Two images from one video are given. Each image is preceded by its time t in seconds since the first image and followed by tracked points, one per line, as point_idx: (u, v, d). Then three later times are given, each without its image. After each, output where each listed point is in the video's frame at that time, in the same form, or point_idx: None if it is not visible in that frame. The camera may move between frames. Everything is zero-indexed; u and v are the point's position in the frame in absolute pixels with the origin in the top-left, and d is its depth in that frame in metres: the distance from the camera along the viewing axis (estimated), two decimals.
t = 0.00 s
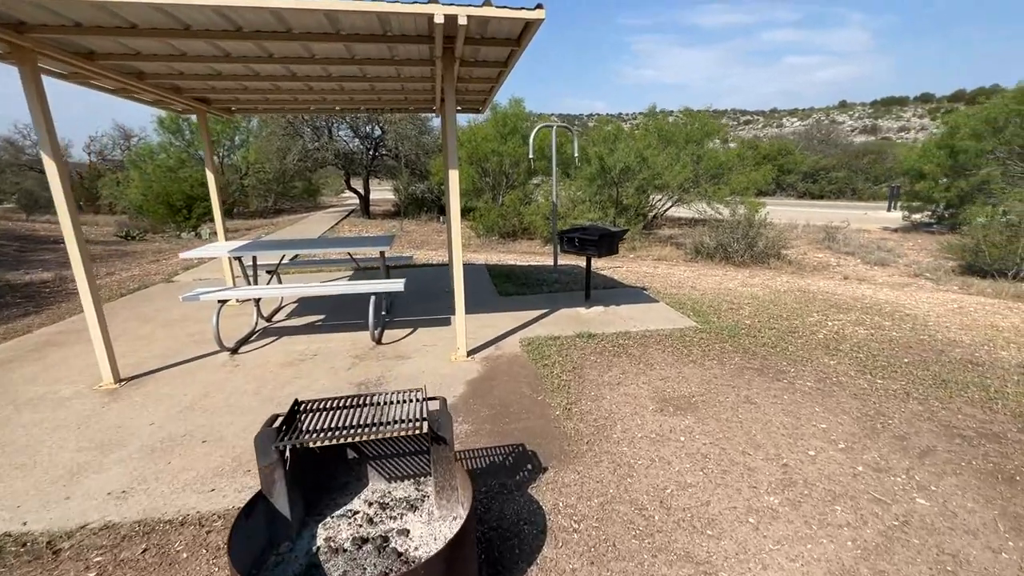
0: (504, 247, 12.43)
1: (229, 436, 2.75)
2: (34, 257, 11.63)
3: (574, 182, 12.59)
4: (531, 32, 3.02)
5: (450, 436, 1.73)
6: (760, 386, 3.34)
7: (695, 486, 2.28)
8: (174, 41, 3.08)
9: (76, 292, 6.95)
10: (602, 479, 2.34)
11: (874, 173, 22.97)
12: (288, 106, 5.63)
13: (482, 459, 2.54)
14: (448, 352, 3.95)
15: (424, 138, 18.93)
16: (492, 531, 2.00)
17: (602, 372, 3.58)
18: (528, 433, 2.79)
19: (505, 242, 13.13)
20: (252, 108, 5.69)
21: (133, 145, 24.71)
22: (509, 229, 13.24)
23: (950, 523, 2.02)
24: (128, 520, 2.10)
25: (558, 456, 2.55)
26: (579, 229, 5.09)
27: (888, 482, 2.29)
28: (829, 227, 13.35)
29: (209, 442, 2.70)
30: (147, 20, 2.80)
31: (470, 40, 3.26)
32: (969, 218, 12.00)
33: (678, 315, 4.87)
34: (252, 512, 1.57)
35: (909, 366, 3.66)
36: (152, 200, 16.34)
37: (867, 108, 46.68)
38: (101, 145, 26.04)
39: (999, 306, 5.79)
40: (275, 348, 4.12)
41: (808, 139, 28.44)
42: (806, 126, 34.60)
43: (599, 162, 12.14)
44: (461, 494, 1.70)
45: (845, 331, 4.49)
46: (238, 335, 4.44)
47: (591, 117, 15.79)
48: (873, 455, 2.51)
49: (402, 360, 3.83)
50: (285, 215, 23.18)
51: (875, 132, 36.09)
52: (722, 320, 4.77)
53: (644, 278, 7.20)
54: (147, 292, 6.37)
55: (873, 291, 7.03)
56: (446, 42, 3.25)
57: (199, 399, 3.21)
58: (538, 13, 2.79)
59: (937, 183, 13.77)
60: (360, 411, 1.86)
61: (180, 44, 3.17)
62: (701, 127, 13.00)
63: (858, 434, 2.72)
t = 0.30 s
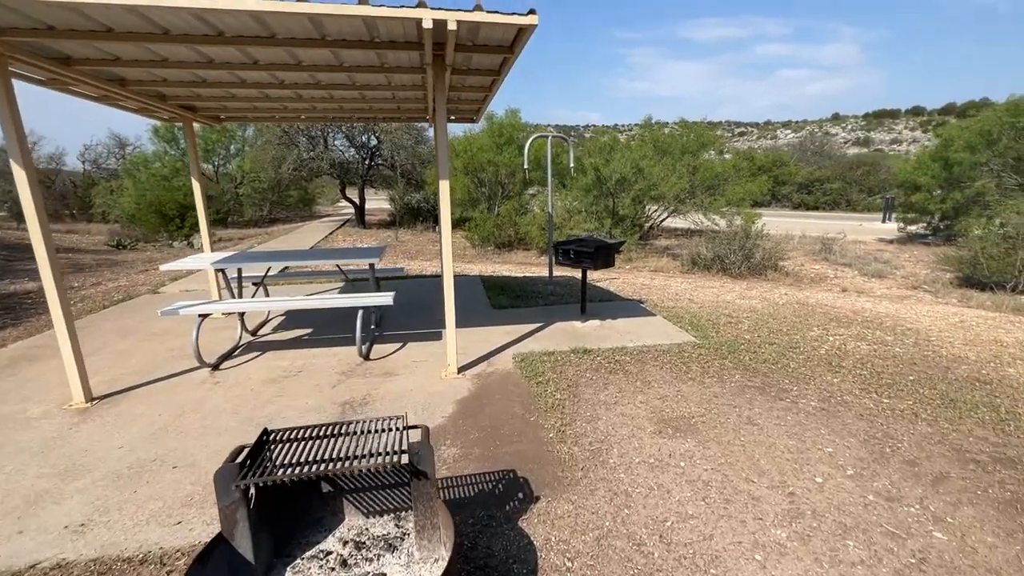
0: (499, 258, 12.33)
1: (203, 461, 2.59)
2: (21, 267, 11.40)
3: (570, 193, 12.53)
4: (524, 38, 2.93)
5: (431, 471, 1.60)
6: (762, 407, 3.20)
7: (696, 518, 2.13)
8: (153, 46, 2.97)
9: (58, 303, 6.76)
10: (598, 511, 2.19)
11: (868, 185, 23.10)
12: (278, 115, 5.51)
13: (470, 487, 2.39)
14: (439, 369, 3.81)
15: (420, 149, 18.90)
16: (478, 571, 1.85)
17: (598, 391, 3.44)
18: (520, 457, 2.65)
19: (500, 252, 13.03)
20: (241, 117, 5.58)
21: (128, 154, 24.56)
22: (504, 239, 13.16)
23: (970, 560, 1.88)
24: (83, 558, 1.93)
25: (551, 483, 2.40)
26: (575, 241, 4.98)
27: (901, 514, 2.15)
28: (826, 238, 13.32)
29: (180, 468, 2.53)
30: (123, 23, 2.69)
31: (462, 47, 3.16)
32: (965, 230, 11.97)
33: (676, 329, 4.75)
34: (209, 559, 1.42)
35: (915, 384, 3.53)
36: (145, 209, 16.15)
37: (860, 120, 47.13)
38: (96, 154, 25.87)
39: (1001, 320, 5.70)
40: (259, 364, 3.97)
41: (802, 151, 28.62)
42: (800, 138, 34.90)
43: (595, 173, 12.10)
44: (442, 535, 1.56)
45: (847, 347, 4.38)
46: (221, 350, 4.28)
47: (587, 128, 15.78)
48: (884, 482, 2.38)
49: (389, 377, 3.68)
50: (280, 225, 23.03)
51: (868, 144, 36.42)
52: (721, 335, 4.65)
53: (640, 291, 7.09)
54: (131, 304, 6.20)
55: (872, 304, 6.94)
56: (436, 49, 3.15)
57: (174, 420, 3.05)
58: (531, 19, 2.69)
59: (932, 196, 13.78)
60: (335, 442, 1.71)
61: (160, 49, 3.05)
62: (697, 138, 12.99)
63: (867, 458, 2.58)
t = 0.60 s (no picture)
0: (496, 276, 12.17)
1: (158, 502, 2.37)
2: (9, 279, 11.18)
3: (568, 210, 12.43)
4: (516, 52, 2.80)
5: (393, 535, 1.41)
6: (767, 444, 2.99)
7: None
8: (128, 55, 2.84)
9: (38, 318, 6.54)
10: (588, 567, 1.98)
11: (867, 206, 23.11)
12: (269, 129, 5.38)
13: (449, 535, 2.17)
14: (424, 397, 3.60)
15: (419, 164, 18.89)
16: None
17: (592, 424, 3.23)
18: (505, 500, 2.43)
19: (497, 269, 12.87)
20: (231, 131, 5.45)
21: (128, 166, 24.55)
22: (502, 256, 13.02)
23: None
24: None
25: (537, 532, 2.19)
26: (571, 263, 4.82)
27: None
28: (826, 260, 13.19)
29: (132, 509, 2.31)
30: (93, 30, 2.56)
31: (452, 61, 3.04)
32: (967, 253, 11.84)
33: (675, 355, 4.56)
34: None
35: (928, 421, 3.33)
36: (140, 221, 15.99)
37: (858, 142, 47.55)
38: (96, 166, 25.83)
39: (1011, 349, 5.50)
40: (235, 388, 3.76)
41: (800, 172, 28.74)
42: (798, 159, 35.14)
43: (593, 191, 12.01)
44: None
45: (854, 377, 4.17)
46: (197, 372, 4.08)
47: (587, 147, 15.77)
48: (903, 536, 2.16)
49: (371, 406, 3.47)
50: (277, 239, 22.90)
51: (865, 166, 36.64)
52: (722, 362, 4.44)
53: (638, 312, 6.89)
54: (112, 320, 5.98)
55: (876, 329, 6.75)
56: (425, 62, 3.02)
57: (135, 452, 2.83)
58: (523, 32, 2.56)
59: (932, 218, 13.70)
60: (287, 498, 1.52)
61: (135, 58, 2.92)
62: (696, 158, 12.94)
63: (883, 507, 2.37)
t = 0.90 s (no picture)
0: (491, 291, 12.00)
1: (106, 543, 2.15)
2: None
3: (565, 227, 12.32)
4: (509, 61, 2.65)
5: None
6: (772, 480, 2.78)
7: None
8: (98, 57, 2.69)
9: (14, 329, 6.31)
10: None
11: (863, 227, 23.14)
12: (258, 140, 5.24)
13: None
14: (408, 423, 3.39)
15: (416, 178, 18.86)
16: None
17: (586, 456, 3.02)
18: (488, 543, 2.22)
19: (493, 285, 12.71)
20: (219, 142, 5.29)
21: (125, 176, 24.49)
22: (498, 272, 12.86)
23: None
24: None
25: None
26: (566, 281, 4.65)
27: None
28: (824, 280, 13.09)
29: (75, 552, 2.09)
30: (59, 30, 2.42)
31: (443, 70, 2.91)
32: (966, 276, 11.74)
33: (674, 380, 4.36)
34: None
35: (942, 455, 3.14)
36: (133, 231, 15.81)
37: (852, 164, 48.03)
38: (94, 175, 25.76)
39: (1019, 376, 5.33)
40: (207, 411, 3.54)
41: (796, 192, 28.90)
42: (794, 179, 35.40)
43: (591, 208, 11.93)
44: None
45: (861, 405, 3.99)
46: (169, 393, 3.85)
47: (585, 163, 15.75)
48: None
49: (351, 433, 3.25)
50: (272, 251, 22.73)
51: (860, 187, 36.93)
52: (723, 387, 4.26)
53: (636, 332, 6.72)
54: (90, 333, 5.77)
55: (878, 353, 6.58)
56: (414, 71, 2.88)
57: (89, 483, 2.61)
58: (515, 39, 2.42)
59: (930, 240, 13.65)
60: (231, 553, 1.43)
61: (107, 61, 2.77)
62: (694, 176, 12.91)
63: (902, 556, 2.18)
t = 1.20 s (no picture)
0: (485, 301, 11.77)
1: None
2: None
3: (561, 235, 12.14)
4: (501, 52, 2.47)
5: None
6: (787, 509, 2.55)
7: None
8: (56, 45, 2.48)
9: None
10: None
11: (859, 237, 23.12)
12: (241, 143, 5.02)
13: None
14: (392, 443, 3.15)
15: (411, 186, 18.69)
16: None
17: (584, 480, 2.79)
18: None
19: (488, 294, 12.48)
20: (201, 144, 5.07)
21: (117, 182, 24.22)
22: (493, 281, 12.64)
23: None
24: None
25: None
26: (562, 291, 4.44)
27: None
28: (823, 290, 12.95)
29: None
30: (7, 13, 2.22)
31: (430, 63, 2.73)
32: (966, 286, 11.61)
33: (676, 395, 4.13)
34: None
35: (966, 480, 2.92)
36: (121, 238, 15.51)
37: (846, 175, 48.36)
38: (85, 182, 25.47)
39: None
40: (175, 429, 3.28)
41: (791, 202, 28.96)
42: (789, 189, 35.53)
43: (587, 217, 11.77)
44: None
45: (874, 423, 3.77)
46: (136, 409, 3.59)
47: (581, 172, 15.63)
48: None
49: (330, 454, 3.01)
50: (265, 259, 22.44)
51: (853, 198, 37.14)
52: (727, 404, 4.04)
53: (634, 344, 6.50)
54: (62, 344, 5.50)
55: (883, 366, 6.38)
56: (398, 64, 2.68)
57: (32, 513, 2.35)
58: (507, 27, 2.23)
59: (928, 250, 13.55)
60: None
61: (65, 50, 2.56)
62: (691, 185, 12.80)
63: None
